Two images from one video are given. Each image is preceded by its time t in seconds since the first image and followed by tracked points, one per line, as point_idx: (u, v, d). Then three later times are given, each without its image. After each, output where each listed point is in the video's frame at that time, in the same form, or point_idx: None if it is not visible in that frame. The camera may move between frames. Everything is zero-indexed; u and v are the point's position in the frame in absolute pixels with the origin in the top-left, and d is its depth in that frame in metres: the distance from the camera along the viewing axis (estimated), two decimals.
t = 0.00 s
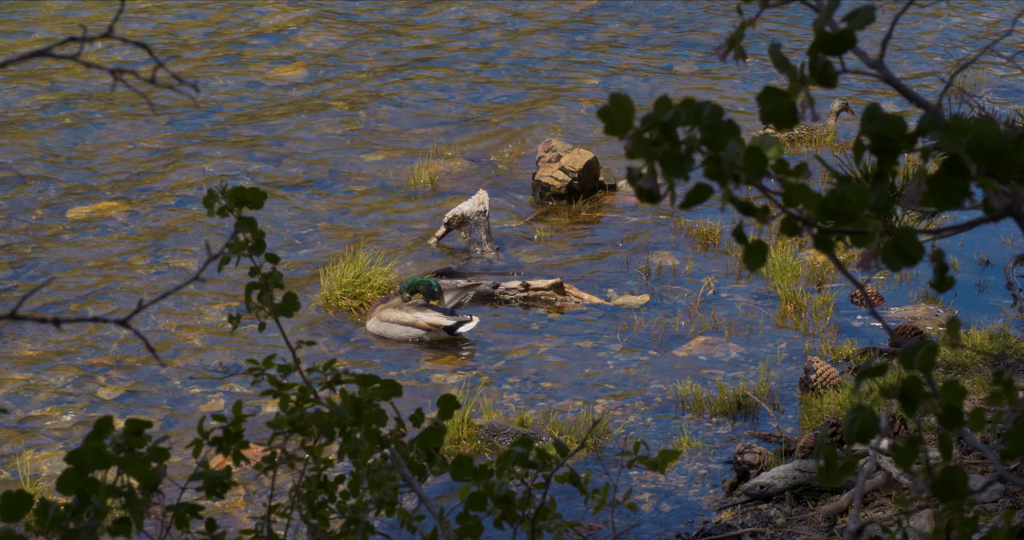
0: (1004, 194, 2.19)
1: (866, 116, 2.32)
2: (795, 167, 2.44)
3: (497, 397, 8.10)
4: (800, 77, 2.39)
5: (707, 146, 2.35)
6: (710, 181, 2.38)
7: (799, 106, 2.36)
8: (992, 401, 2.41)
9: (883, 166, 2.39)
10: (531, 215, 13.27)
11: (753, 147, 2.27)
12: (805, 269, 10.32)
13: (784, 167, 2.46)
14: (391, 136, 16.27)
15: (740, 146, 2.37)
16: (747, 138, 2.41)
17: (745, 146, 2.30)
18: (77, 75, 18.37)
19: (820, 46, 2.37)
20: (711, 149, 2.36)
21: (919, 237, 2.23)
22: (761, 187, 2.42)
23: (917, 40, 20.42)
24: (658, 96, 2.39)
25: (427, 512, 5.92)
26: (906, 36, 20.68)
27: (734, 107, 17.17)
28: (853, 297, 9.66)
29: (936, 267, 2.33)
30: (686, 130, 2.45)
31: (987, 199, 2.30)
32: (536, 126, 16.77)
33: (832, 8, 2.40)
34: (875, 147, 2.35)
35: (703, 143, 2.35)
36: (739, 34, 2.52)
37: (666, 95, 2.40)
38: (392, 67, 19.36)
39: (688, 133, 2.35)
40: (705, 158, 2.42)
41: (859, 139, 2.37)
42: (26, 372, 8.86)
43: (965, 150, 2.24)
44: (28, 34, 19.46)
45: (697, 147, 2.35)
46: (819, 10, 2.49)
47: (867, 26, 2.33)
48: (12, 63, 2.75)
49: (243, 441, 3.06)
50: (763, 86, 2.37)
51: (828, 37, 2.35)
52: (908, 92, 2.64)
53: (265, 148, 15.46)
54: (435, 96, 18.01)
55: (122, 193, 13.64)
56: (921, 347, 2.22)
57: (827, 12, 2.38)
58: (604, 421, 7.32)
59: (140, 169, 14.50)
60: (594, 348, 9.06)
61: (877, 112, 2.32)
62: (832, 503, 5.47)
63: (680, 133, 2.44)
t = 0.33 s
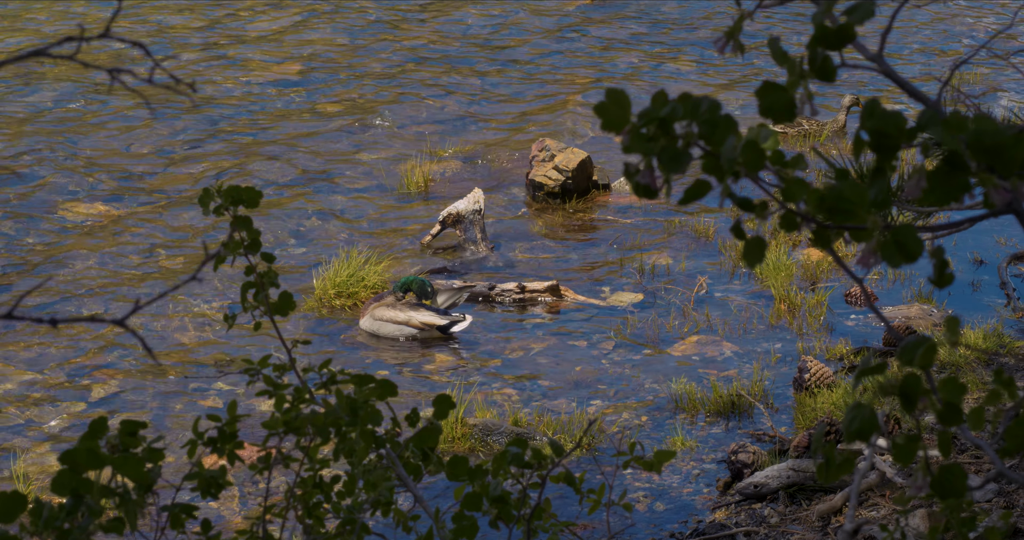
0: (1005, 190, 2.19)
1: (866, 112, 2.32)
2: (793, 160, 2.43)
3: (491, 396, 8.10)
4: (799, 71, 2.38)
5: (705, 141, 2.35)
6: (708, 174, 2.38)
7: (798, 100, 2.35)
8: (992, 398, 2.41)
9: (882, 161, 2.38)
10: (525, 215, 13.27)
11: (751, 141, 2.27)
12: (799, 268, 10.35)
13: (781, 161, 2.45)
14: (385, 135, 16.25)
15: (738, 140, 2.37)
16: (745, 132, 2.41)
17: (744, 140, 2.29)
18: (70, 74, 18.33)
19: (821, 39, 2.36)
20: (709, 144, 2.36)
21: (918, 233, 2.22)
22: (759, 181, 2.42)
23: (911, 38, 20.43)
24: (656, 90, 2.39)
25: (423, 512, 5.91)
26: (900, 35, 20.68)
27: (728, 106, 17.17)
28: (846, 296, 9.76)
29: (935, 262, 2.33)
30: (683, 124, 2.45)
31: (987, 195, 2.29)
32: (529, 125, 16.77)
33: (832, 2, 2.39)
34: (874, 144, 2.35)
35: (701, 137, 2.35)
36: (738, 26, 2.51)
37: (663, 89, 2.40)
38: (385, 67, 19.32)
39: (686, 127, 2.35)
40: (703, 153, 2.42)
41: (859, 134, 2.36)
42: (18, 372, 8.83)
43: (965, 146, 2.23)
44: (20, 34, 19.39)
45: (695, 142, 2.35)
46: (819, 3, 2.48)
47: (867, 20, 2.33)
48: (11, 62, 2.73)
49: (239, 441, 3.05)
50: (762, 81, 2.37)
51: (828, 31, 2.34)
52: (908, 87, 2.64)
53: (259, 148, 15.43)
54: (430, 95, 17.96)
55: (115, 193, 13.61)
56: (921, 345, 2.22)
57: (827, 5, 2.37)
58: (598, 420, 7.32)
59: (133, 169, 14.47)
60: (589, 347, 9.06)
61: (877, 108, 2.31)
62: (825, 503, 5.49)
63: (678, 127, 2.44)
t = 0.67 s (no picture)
0: (1011, 190, 2.19)
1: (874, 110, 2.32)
2: (799, 158, 2.43)
3: (485, 395, 8.10)
4: (806, 70, 2.38)
5: (712, 139, 2.34)
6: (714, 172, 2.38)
7: (806, 99, 2.35)
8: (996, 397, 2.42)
9: (891, 160, 2.38)
10: (520, 213, 13.26)
11: (759, 140, 2.26)
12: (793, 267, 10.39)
13: (788, 159, 2.45)
14: (379, 133, 16.23)
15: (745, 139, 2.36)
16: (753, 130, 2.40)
17: (750, 140, 2.29)
18: (63, 73, 18.29)
19: (828, 37, 2.36)
20: (715, 142, 2.35)
21: (926, 233, 2.23)
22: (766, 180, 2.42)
23: (905, 37, 20.45)
24: (662, 88, 2.38)
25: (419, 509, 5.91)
26: (894, 35, 20.69)
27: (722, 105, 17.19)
28: (840, 295, 9.78)
29: (942, 261, 2.33)
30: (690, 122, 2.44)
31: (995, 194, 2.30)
32: (524, 124, 16.78)
33: None
34: (883, 142, 2.35)
35: (707, 135, 2.34)
36: (746, 22, 2.50)
37: (669, 86, 2.39)
38: (378, 65, 19.28)
39: (692, 125, 2.34)
40: (709, 151, 2.41)
41: (867, 132, 2.36)
42: (11, 370, 8.81)
43: (974, 146, 2.23)
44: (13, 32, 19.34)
45: (701, 140, 2.34)
46: (828, 0, 2.47)
47: (875, 18, 2.32)
48: (7, 59, 2.71)
49: (236, 439, 3.04)
50: (769, 79, 2.36)
51: (836, 29, 2.34)
52: (915, 84, 2.64)
53: (254, 146, 15.41)
54: (424, 93, 17.95)
55: (108, 190, 13.58)
56: (927, 344, 2.23)
57: (837, 3, 2.37)
58: (591, 418, 7.33)
59: (127, 167, 14.44)
60: (583, 346, 9.07)
61: (886, 107, 2.31)
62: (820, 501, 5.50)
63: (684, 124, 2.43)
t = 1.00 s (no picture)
0: (1008, 192, 2.20)
1: (870, 115, 2.32)
2: (797, 165, 2.44)
3: (478, 393, 8.09)
4: (804, 75, 2.38)
5: (710, 146, 2.35)
6: (711, 180, 2.38)
7: (803, 104, 2.36)
8: (992, 398, 2.43)
9: (888, 164, 2.39)
10: (513, 212, 13.25)
11: (756, 146, 2.27)
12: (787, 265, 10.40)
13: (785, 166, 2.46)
14: (373, 131, 16.21)
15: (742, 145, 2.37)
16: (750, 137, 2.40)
17: (749, 145, 2.29)
18: (55, 70, 18.24)
19: (825, 43, 2.37)
20: (713, 149, 2.35)
21: (923, 236, 2.24)
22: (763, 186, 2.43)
23: (897, 39, 20.50)
24: (661, 95, 2.38)
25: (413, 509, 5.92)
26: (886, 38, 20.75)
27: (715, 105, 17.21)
28: (834, 292, 9.81)
29: (938, 265, 2.34)
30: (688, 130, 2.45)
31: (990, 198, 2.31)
32: (518, 123, 16.76)
33: (837, 5, 2.39)
34: (880, 147, 2.35)
35: (705, 142, 2.35)
36: (744, 29, 2.50)
37: (668, 94, 2.39)
38: (371, 64, 19.26)
39: (691, 132, 2.35)
40: (707, 158, 2.42)
41: (865, 137, 2.37)
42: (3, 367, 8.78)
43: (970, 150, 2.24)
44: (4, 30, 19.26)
45: (699, 147, 2.35)
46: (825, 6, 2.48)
47: (873, 23, 2.33)
48: (2, 57, 2.70)
49: (233, 438, 3.04)
50: (767, 85, 2.37)
51: (833, 35, 2.35)
52: (912, 90, 2.64)
53: (247, 144, 15.39)
54: (417, 92, 17.94)
55: (102, 187, 13.54)
56: (924, 345, 2.23)
57: (834, 9, 2.37)
58: (584, 417, 7.34)
59: (119, 163, 14.42)
60: (576, 344, 9.06)
61: (882, 111, 2.32)
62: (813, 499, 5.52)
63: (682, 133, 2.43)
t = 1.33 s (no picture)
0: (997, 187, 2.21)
1: (858, 111, 2.33)
2: (785, 160, 2.44)
3: (472, 392, 8.08)
4: (790, 72, 2.39)
5: (697, 143, 2.35)
6: (699, 177, 2.38)
7: (790, 101, 2.36)
8: (984, 395, 2.44)
9: (876, 161, 2.39)
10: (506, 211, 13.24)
11: (743, 143, 2.27)
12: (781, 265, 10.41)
13: (772, 162, 2.46)
14: (367, 130, 16.20)
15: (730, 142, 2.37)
16: (737, 134, 2.40)
17: (736, 142, 2.29)
18: (47, 70, 18.18)
19: (812, 40, 2.37)
20: (701, 146, 2.35)
21: (912, 232, 2.24)
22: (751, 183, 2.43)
23: (890, 37, 20.55)
24: (647, 93, 2.38)
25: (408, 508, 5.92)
26: (879, 35, 20.79)
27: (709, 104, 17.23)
28: (827, 292, 9.83)
29: (927, 261, 2.34)
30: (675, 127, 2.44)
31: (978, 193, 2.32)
32: (512, 122, 16.76)
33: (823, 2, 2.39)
34: (868, 144, 2.36)
35: (692, 140, 2.35)
36: (730, 27, 2.50)
37: (654, 92, 2.39)
38: (365, 62, 19.24)
39: (677, 130, 2.35)
40: (694, 155, 2.42)
41: (852, 134, 2.37)
42: None
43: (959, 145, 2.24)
44: None
45: (687, 145, 2.35)
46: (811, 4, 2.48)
47: (859, 21, 2.33)
48: None
49: (229, 437, 3.04)
50: (754, 83, 2.37)
51: (820, 32, 2.35)
52: (900, 85, 2.65)
53: (241, 143, 15.36)
54: (412, 91, 17.94)
55: (95, 187, 13.51)
56: (915, 342, 2.24)
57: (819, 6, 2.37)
58: (579, 415, 7.34)
59: (112, 163, 14.38)
60: (571, 343, 9.06)
61: (869, 108, 2.32)
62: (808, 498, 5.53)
63: (669, 130, 2.43)
